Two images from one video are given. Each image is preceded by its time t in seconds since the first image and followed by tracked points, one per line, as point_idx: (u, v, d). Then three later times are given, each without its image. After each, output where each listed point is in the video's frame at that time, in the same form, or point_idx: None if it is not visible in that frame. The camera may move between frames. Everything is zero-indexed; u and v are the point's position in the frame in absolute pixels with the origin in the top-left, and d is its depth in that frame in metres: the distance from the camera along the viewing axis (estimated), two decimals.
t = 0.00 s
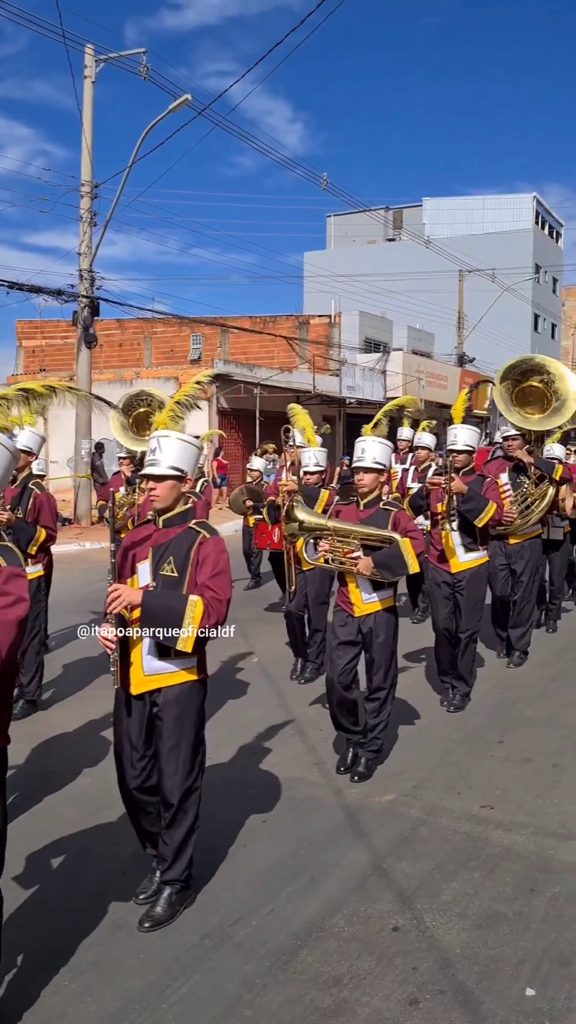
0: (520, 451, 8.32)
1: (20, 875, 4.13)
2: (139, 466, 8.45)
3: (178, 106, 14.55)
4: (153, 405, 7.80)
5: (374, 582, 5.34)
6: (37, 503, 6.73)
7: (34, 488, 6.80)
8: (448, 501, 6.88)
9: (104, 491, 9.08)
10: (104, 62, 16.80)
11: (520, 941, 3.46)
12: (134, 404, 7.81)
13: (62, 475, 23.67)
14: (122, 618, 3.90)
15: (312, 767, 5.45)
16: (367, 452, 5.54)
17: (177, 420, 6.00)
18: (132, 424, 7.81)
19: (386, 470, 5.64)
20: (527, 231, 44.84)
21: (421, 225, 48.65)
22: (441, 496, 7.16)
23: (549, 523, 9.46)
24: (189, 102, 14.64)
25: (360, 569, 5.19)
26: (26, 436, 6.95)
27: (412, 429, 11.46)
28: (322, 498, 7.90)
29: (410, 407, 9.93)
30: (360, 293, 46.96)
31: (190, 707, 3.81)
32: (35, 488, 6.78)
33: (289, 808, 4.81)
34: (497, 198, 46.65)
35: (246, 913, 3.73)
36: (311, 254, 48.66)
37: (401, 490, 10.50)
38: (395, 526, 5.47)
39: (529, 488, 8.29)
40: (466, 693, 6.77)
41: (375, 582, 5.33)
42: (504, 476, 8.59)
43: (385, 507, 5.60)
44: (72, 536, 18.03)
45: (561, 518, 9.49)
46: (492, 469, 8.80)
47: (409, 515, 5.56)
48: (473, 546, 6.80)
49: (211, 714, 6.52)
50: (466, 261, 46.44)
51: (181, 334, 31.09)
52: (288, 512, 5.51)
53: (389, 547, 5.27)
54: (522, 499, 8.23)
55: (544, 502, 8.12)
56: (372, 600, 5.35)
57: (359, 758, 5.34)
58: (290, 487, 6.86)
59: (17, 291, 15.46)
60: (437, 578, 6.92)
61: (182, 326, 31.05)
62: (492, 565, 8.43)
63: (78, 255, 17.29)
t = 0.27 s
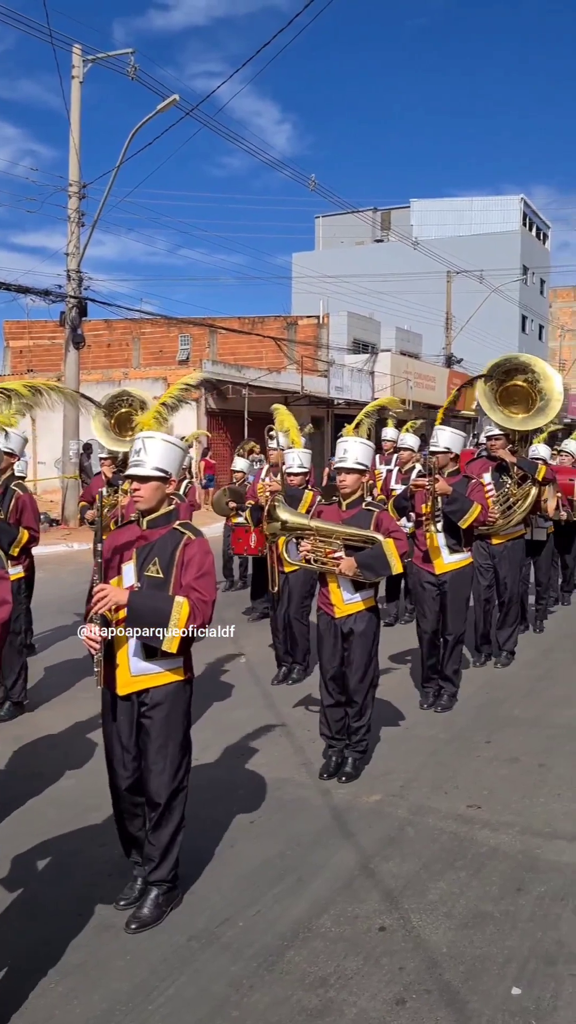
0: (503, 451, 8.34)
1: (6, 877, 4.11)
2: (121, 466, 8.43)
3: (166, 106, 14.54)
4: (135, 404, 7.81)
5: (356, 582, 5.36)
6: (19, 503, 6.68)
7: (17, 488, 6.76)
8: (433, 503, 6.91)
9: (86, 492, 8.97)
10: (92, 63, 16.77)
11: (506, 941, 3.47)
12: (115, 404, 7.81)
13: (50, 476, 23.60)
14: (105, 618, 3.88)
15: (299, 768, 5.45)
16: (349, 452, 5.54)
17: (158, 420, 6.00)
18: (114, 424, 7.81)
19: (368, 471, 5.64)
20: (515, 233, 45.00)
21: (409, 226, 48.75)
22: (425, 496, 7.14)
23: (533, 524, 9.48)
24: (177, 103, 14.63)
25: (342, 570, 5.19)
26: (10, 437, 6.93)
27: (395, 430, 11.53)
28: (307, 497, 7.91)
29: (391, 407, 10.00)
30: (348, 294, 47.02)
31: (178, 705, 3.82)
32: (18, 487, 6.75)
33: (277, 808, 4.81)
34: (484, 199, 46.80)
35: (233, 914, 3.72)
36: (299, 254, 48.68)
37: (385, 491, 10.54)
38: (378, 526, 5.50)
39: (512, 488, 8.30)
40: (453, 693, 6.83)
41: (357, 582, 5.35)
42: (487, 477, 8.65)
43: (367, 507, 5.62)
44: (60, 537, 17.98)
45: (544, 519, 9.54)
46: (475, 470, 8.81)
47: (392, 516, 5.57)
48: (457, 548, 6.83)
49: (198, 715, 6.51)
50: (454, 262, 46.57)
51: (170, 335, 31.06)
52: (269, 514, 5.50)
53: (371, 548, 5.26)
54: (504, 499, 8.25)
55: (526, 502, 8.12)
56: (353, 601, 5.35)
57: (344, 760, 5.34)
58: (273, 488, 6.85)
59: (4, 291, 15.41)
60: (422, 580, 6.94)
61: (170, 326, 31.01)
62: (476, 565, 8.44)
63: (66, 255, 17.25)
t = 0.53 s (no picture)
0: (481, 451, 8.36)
1: None
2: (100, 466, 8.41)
3: (148, 106, 14.51)
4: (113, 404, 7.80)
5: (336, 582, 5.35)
6: None
7: None
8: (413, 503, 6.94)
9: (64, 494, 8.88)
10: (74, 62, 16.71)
11: (486, 939, 3.48)
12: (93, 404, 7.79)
13: (32, 476, 23.49)
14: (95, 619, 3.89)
15: (282, 768, 5.46)
16: (329, 452, 5.54)
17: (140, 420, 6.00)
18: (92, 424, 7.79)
19: (349, 472, 5.66)
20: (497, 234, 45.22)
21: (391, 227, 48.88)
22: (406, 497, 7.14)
23: (511, 525, 9.56)
24: (159, 102, 14.61)
25: (324, 571, 5.20)
26: None
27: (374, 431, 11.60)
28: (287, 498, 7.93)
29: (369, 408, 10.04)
30: (331, 295, 47.08)
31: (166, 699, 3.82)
32: None
33: (259, 808, 4.81)
34: (467, 201, 46.98)
35: (215, 915, 3.72)
36: (283, 255, 48.71)
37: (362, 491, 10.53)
38: (358, 527, 5.51)
39: (490, 488, 8.38)
40: (434, 693, 6.85)
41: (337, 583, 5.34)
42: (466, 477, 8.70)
43: (348, 507, 5.62)
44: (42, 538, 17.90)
45: (522, 519, 9.60)
46: (454, 470, 8.84)
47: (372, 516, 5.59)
48: (434, 548, 6.84)
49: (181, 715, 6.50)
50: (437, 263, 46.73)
51: (153, 335, 30.99)
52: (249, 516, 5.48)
53: (353, 549, 5.27)
54: (483, 499, 8.30)
55: (505, 502, 8.21)
56: (334, 601, 5.36)
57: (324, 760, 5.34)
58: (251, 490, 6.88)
59: None
60: (402, 581, 6.99)
61: (153, 327, 30.95)
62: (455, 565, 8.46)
63: (48, 255, 17.18)
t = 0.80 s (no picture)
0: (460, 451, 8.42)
1: None
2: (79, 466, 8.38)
3: (128, 105, 14.47)
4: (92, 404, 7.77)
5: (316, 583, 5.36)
6: None
7: None
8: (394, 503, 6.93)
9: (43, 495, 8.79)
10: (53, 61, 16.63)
11: (465, 936, 3.50)
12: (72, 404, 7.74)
13: (11, 477, 23.35)
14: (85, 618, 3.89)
15: (262, 768, 5.45)
16: (310, 452, 5.58)
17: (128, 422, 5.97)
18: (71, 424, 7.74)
19: (329, 474, 5.68)
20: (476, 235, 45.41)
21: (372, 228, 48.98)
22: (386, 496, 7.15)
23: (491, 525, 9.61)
24: (139, 102, 14.56)
25: (303, 573, 5.20)
26: None
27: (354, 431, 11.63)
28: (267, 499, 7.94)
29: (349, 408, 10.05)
30: (312, 295, 47.11)
31: (158, 699, 3.89)
32: None
33: (239, 809, 4.81)
34: (447, 202, 47.16)
35: (194, 915, 3.71)
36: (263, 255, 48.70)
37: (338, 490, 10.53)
38: (338, 527, 5.52)
39: (469, 488, 8.40)
40: (415, 693, 6.86)
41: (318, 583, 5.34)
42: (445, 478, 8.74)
43: (328, 507, 5.63)
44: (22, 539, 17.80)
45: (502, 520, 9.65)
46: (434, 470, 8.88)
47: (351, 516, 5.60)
48: (417, 546, 6.87)
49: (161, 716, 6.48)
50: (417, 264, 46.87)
51: (133, 335, 30.90)
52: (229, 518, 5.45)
53: (332, 550, 5.28)
54: (462, 499, 8.34)
55: (484, 502, 8.20)
56: (315, 602, 5.36)
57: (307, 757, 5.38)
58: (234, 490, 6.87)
59: None
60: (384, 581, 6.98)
61: (134, 327, 30.86)
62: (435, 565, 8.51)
63: (27, 254, 17.08)
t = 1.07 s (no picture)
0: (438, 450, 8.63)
1: None
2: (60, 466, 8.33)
3: (107, 105, 14.41)
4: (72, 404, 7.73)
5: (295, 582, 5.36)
6: None
7: None
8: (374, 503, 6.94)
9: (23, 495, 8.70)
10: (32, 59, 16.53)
11: (442, 933, 3.51)
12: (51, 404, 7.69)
13: None
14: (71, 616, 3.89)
15: (241, 768, 5.44)
16: (287, 452, 5.57)
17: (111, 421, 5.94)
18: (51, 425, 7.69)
19: (306, 474, 5.69)
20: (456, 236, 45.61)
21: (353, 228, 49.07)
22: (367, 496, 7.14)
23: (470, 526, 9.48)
24: (118, 101, 14.51)
25: (281, 573, 5.21)
26: None
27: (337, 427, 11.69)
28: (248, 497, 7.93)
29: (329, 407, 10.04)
30: (293, 295, 47.12)
31: (143, 697, 3.89)
32: None
33: (218, 808, 4.80)
34: (427, 202, 47.33)
35: (173, 916, 3.70)
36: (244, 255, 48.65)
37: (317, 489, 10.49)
38: (315, 527, 5.50)
39: (447, 488, 8.37)
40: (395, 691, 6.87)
41: (295, 583, 5.34)
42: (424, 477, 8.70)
43: (305, 507, 5.63)
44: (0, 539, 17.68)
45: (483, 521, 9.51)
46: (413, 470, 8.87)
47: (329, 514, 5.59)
48: (396, 546, 6.86)
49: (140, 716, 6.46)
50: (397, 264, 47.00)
51: (113, 335, 30.77)
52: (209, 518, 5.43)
53: (308, 549, 5.26)
54: (440, 499, 8.32)
55: (461, 502, 8.19)
56: (292, 602, 5.36)
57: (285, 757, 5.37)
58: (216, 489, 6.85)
59: None
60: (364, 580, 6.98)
61: (114, 326, 30.74)
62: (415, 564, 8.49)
63: (6, 253, 16.97)
